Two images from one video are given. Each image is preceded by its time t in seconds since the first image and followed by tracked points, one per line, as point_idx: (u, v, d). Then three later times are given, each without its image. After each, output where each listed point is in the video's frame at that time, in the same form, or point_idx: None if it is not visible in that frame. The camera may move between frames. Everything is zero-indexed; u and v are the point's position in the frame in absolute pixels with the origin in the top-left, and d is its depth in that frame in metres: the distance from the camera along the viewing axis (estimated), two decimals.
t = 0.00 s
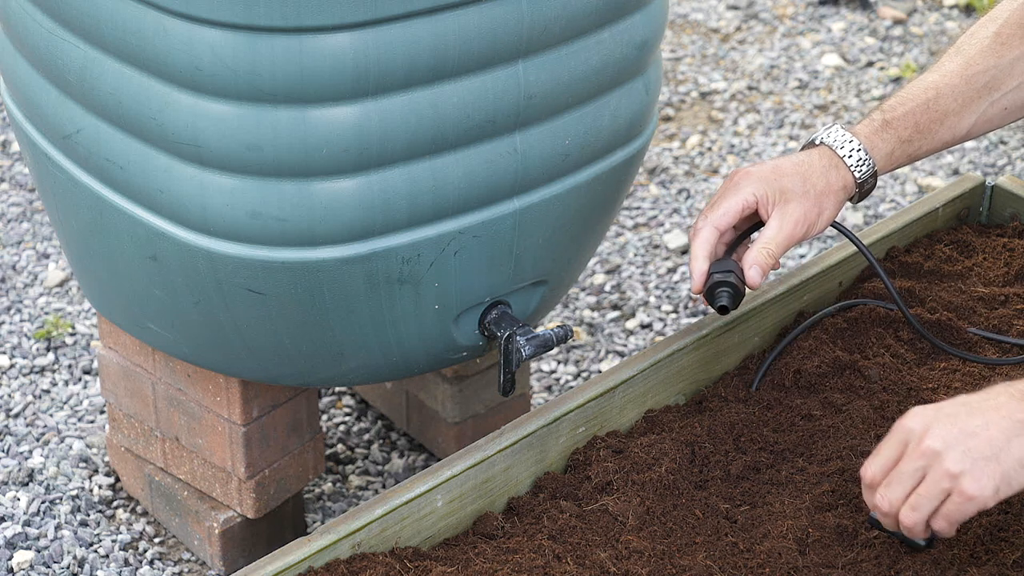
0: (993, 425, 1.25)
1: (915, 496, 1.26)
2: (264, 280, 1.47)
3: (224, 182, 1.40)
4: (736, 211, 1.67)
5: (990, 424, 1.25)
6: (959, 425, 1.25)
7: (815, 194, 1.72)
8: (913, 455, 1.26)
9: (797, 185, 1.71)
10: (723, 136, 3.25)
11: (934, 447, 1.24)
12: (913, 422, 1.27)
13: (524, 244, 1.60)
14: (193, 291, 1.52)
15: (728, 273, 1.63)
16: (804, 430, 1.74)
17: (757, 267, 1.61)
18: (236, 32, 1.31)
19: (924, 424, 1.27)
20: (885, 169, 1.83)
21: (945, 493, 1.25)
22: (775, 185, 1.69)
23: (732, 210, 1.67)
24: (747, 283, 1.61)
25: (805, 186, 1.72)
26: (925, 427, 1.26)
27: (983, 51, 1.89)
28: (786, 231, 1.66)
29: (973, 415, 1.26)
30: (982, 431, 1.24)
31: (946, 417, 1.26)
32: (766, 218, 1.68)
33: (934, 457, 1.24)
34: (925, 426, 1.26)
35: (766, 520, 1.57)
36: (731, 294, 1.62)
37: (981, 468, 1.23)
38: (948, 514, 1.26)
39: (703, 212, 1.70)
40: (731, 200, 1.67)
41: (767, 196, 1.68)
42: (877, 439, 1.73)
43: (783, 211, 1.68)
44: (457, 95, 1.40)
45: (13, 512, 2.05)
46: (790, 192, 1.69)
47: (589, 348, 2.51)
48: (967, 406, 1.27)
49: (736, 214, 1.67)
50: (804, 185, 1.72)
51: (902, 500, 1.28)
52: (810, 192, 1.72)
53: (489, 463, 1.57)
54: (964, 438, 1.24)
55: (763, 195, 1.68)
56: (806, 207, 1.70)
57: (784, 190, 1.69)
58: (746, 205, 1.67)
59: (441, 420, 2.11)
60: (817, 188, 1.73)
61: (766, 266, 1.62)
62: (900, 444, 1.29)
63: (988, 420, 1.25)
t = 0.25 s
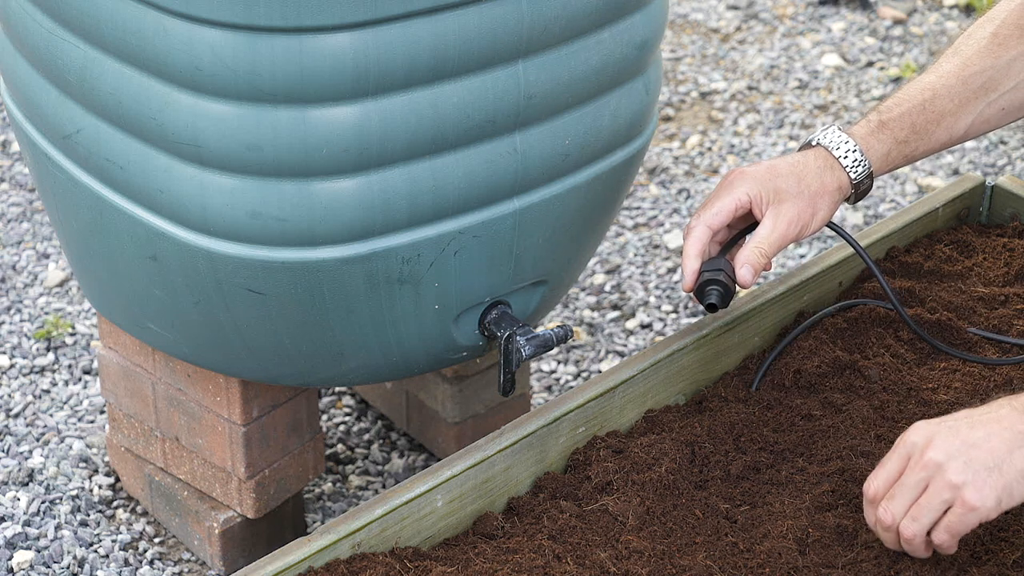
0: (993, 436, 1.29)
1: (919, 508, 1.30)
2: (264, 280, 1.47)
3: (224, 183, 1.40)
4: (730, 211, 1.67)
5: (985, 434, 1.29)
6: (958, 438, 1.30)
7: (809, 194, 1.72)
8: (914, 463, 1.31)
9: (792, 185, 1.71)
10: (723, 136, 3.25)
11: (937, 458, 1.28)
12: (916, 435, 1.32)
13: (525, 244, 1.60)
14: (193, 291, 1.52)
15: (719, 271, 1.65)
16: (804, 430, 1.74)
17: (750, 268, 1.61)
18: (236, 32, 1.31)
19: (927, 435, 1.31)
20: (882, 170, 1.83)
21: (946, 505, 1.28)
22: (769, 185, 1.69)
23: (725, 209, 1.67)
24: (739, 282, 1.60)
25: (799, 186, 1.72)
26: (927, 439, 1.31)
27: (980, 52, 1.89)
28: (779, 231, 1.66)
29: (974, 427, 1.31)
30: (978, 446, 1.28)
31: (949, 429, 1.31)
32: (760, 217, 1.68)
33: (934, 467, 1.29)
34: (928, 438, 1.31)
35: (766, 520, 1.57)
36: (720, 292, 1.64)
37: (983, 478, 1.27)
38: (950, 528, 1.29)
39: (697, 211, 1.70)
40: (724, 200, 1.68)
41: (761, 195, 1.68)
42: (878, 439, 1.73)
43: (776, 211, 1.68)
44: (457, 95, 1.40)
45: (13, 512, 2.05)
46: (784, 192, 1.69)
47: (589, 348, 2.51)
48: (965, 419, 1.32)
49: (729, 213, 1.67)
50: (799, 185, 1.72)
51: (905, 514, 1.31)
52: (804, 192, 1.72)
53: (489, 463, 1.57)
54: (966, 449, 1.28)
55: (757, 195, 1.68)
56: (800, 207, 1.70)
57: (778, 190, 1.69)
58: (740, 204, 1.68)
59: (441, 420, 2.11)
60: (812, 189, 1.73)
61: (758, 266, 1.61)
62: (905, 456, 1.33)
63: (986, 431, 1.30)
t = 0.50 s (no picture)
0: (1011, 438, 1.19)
1: (918, 484, 1.17)
2: (264, 280, 1.47)
3: (224, 183, 1.40)
4: (731, 216, 1.68)
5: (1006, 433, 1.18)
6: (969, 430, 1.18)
7: (811, 199, 1.73)
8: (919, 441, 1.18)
9: (793, 190, 1.71)
10: (723, 136, 3.25)
11: (948, 439, 1.16)
12: (926, 407, 1.19)
13: (525, 244, 1.60)
14: (193, 291, 1.52)
15: (719, 276, 1.65)
16: (804, 430, 1.74)
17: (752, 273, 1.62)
18: (236, 32, 1.31)
19: (938, 417, 1.18)
20: (884, 174, 1.84)
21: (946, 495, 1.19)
22: (770, 190, 1.69)
23: (726, 215, 1.68)
24: (740, 287, 1.61)
25: (801, 191, 1.72)
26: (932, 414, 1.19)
27: (980, 56, 1.89)
28: (782, 236, 1.67)
29: (988, 415, 1.19)
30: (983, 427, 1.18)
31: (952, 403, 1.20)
32: (761, 222, 1.69)
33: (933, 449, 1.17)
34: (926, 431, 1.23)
35: (766, 520, 1.57)
36: (720, 297, 1.64)
37: (990, 469, 1.17)
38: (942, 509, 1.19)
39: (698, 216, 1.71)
40: (726, 206, 1.68)
41: (762, 200, 1.68)
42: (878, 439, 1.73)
43: (778, 216, 1.68)
44: (457, 95, 1.40)
45: (13, 512, 2.05)
46: (786, 197, 1.70)
47: (589, 348, 2.51)
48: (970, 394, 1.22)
49: (730, 218, 1.68)
50: (801, 190, 1.72)
51: (904, 493, 1.17)
52: (806, 197, 1.72)
53: (489, 463, 1.57)
54: (978, 436, 1.17)
55: (758, 200, 1.68)
56: (801, 212, 1.70)
57: (780, 194, 1.69)
58: (741, 210, 1.68)
59: (441, 420, 2.11)
60: (813, 194, 1.73)
61: (759, 271, 1.63)
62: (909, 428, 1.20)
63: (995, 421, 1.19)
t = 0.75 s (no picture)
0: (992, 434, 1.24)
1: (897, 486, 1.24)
2: (264, 280, 1.47)
3: (224, 183, 1.40)
4: (734, 219, 1.68)
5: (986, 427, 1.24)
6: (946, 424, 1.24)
7: (815, 201, 1.73)
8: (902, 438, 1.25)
9: (796, 192, 1.71)
10: (723, 136, 3.25)
11: (932, 440, 1.23)
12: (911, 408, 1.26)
13: (525, 244, 1.60)
14: (193, 291, 1.52)
15: (724, 279, 1.64)
16: (804, 430, 1.74)
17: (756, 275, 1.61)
18: (236, 32, 1.31)
19: (922, 416, 1.25)
20: (887, 176, 1.84)
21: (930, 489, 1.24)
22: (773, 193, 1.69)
23: (729, 218, 1.68)
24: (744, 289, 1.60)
25: (804, 193, 1.72)
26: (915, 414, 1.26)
27: (983, 57, 1.89)
28: (786, 239, 1.66)
29: (973, 415, 1.24)
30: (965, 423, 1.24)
31: (935, 403, 1.26)
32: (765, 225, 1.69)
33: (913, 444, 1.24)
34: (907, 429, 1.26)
35: (766, 520, 1.57)
36: (725, 298, 1.63)
37: (973, 469, 1.23)
38: (925, 508, 1.25)
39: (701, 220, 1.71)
40: (729, 209, 1.68)
41: (765, 204, 1.69)
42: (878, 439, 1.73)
43: (781, 219, 1.68)
44: (457, 95, 1.40)
45: (13, 512, 2.05)
46: (789, 201, 1.70)
47: (589, 348, 2.51)
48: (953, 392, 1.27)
49: (734, 221, 1.68)
50: (804, 193, 1.72)
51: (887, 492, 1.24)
52: (809, 199, 1.72)
53: (489, 463, 1.57)
54: (962, 436, 1.23)
55: (761, 203, 1.68)
56: (805, 215, 1.70)
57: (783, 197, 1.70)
58: (744, 213, 1.68)
59: (441, 420, 2.11)
60: (816, 196, 1.73)
61: (764, 274, 1.61)
62: (892, 426, 1.26)
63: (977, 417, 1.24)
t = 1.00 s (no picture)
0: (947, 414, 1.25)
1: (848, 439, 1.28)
2: (264, 280, 1.47)
3: (224, 183, 1.40)
4: (738, 217, 1.69)
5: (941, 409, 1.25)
6: (900, 404, 1.25)
7: (821, 199, 1.72)
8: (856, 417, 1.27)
9: (802, 190, 1.71)
10: (723, 136, 3.25)
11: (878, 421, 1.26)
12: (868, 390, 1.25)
13: (525, 244, 1.60)
14: (193, 291, 1.52)
15: (729, 277, 1.67)
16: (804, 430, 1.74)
17: (763, 274, 1.61)
18: (236, 32, 1.31)
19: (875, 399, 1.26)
20: (893, 176, 1.83)
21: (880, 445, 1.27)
22: (778, 191, 1.70)
23: (733, 217, 1.69)
24: (750, 288, 1.61)
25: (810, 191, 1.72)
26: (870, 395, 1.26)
27: (988, 59, 1.89)
28: (792, 235, 1.66)
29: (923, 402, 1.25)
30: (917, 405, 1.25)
31: (886, 377, 1.26)
32: (772, 223, 1.69)
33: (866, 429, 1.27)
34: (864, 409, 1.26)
35: (766, 520, 1.57)
36: (729, 294, 1.66)
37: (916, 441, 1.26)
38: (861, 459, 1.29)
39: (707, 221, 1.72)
40: (733, 207, 1.69)
41: (770, 202, 1.69)
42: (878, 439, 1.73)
43: (788, 216, 1.68)
44: (457, 95, 1.40)
45: (13, 512, 2.05)
46: (794, 198, 1.70)
47: (589, 348, 2.51)
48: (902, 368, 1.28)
49: (737, 220, 1.69)
50: (810, 190, 1.72)
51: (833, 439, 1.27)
52: (815, 197, 1.72)
53: (489, 463, 1.57)
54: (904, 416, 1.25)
55: (766, 202, 1.69)
56: (812, 212, 1.70)
57: (788, 195, 1.69)
58: (748, 211, 1.69)
59: (441, 420, 2.11)
60: (822, 194, 1.73)
61: (771, 273, 1.62)
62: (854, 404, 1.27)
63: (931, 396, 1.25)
